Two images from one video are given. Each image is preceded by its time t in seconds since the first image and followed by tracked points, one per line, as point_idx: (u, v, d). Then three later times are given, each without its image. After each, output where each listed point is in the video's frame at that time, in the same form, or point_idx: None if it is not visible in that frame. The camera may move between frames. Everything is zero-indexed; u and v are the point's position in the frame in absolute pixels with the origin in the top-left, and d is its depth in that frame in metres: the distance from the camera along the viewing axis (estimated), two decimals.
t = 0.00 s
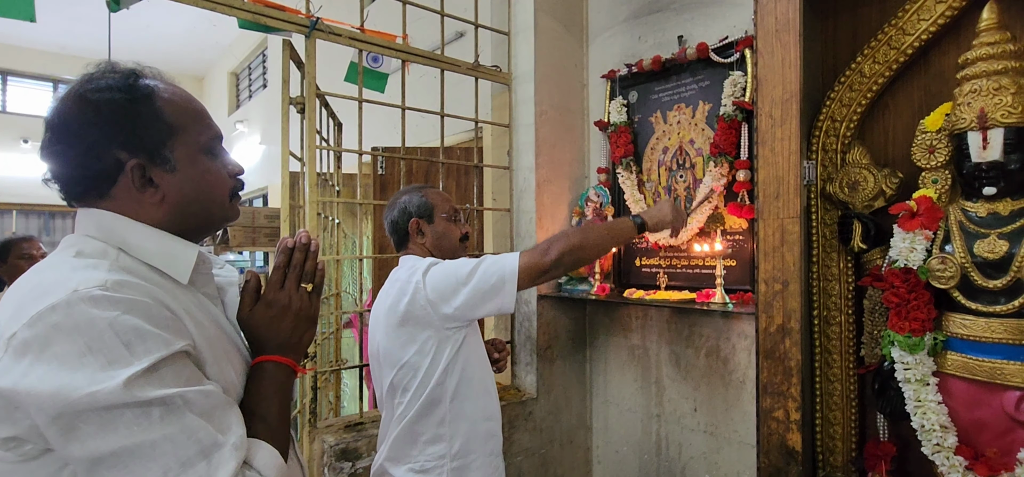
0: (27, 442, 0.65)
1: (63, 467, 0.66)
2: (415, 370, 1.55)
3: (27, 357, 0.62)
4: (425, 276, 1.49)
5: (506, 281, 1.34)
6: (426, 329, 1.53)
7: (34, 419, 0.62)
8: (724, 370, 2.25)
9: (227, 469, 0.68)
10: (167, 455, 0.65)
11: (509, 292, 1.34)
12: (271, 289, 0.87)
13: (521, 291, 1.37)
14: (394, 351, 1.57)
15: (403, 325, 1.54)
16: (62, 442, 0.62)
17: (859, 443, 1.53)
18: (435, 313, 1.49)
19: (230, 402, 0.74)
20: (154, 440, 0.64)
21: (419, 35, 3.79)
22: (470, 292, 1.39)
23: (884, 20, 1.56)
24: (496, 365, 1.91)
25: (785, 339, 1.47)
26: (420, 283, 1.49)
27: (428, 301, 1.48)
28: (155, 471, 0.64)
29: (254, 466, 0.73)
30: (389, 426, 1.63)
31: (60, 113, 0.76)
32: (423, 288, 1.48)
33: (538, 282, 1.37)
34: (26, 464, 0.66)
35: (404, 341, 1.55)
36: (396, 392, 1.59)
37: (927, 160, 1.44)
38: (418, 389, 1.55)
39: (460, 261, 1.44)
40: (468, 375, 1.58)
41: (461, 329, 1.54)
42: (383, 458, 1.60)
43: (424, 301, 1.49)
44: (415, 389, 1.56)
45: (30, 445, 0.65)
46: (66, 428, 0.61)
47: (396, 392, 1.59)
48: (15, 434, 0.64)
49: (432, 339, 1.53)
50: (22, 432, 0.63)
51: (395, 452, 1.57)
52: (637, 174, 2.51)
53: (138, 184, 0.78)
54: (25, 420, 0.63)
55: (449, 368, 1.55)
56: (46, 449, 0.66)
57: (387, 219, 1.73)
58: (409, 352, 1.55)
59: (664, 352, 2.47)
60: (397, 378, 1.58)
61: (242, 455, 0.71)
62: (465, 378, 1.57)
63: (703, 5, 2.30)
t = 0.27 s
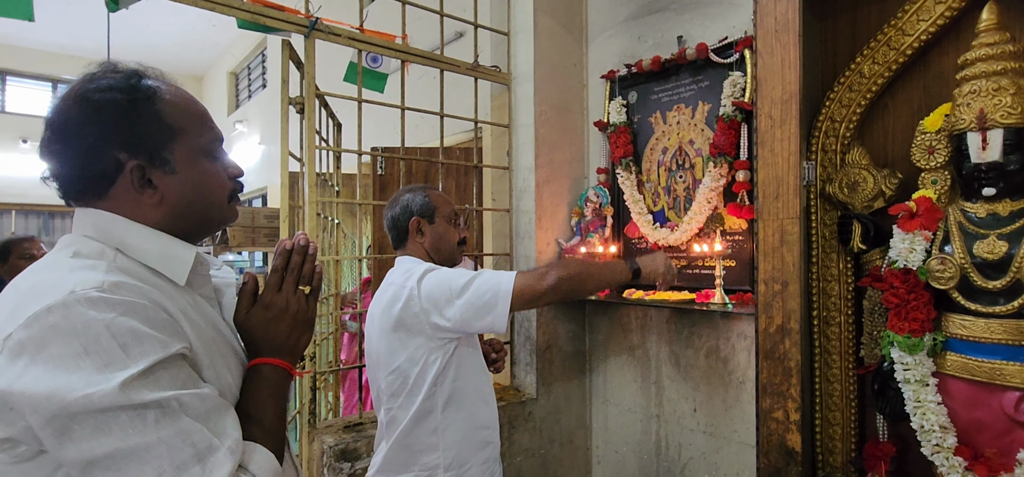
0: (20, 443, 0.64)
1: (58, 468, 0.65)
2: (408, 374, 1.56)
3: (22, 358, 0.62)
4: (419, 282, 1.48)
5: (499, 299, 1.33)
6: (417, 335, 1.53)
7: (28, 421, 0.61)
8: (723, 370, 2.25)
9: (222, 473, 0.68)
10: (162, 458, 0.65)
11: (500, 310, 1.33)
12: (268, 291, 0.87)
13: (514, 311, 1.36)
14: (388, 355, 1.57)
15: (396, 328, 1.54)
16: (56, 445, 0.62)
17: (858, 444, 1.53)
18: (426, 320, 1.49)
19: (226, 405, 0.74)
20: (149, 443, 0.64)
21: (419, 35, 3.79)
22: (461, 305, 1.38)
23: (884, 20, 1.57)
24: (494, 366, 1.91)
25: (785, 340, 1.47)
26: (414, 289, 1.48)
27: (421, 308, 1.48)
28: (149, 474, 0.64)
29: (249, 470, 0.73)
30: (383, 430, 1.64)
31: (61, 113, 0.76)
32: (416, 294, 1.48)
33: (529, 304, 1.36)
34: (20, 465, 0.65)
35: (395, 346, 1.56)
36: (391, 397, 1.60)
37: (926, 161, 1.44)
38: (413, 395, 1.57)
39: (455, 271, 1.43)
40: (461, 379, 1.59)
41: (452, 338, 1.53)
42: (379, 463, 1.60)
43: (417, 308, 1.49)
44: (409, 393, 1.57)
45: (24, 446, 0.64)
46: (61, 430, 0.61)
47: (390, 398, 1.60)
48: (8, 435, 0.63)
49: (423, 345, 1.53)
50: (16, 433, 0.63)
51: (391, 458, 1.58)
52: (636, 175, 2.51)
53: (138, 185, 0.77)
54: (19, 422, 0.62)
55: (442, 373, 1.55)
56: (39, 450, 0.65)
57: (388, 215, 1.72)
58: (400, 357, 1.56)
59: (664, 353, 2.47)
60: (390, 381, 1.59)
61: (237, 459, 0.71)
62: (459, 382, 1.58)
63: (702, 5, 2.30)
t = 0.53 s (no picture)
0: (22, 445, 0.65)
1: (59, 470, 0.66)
2: (405, 376, 1.56)
3: (26, 359, 0.62)
4: (419, 285, 1.49)
5: (497, 310, 1.36)
6: (416, 338, 1.54)
7: (30, 423, 0.62)
8: (723, 370, 2.25)
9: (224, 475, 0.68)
10: (164, 460, 0.65)
11: (500, 320, 1.36)
12: (268, 293, 0.88)
13: (512, 324, 1.39)
14: (386, 357, 1.58)
15: (394, 329, 1.55)
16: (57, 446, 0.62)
17: (858, 443, 1.54)
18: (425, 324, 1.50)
19: (228, 408, 0.74)
20: (152, 445, 0.65)
21: (419, 36, 3.80)
22: (462, 312, 1.40)
23: (883, 21, 1.57)
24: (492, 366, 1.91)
25: (784, 339, 1.48)
26: (413, 292, 1.49)
27: (419, 310, 1.49)
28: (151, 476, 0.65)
29: (251, 472, 0.74)
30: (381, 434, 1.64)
31: (67, 111, 0.76)
32: (415, 297, 1.48)
33: (524, 319, 1.40)
34: (20, 468, 0.65)
35: (394, 348, 1.56)
36: (388, 401, 1.60)
37: (925, 162, 1.45)
38: (410, 399, 1.57)
39: (455, 277, 1.44)
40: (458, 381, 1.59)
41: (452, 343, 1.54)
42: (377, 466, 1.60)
43: (416, 312, 1.49)
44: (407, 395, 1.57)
45: (25, 449, 0.65)
46: (63, 432, 0.62)
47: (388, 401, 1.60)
48: (10, 437, 0.63)
49: (422, 349, 1.54)
50: (19, 435, 0.63)
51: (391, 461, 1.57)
52: (636, 175, 2.51)
53: (140, 186, 0.78)
54: (21, 423, 0.63)
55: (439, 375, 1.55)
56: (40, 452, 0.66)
57: (388, 215, 1.72)
58: (399, 361, 1.56)
59: (664, 353, 2.47)
60: (388, 383, 1.59)
61: (239, 462, 0.71)
62: (457, 385, 1.58)
63: (702, 6, 2.30)
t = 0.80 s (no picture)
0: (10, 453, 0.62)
1: None
2: (404, 377, 1.56)
3: (14, 366, 0.62)
4: (419, 286, 1.48)
5: (498, 314, 1.36)
6: (416, 339, 1.53)
7: (19, 432, 0.61)
8: (723, 369, 2.25)
9: None
10: (157, 469, 0.65)
11: (501, 324, 1.36)
12: (264, 295, 0.88)
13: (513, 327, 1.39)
14: (386, 357, 1.57)
15: (393, 329, 1.55)
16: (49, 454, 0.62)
17: (859, 442, 1.54)
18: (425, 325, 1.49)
19: (221, 415, 0.75)
20: (146, 453, 0.65)
21: (419, 35, 3.80)
22: (462, 315, 1.40)
23: (884, 21, 1.57)
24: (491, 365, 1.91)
25: (785, 339, 1.48)
26: (414, 293, 1.48)
27: (419, 312, 1.48)
28: None
29: None
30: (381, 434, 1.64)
31: (72, 108, 0.76)
32: (416, 298, 1.47)
33: (526, 322, 1.41)
34: None
35: (393, 348, 1.56)
36: (388, 401, 1.59)
37: (926, 160, 1.45)
38: (410, 400, 1.56)
39: (456, 279, 1.44)
40: (458, 382, 1.58)
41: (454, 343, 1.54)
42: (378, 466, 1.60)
43: (416, 313, 1.48)
44: (406, 395, 1.56)
45: (13, 457, 0.62)
46: (54, 440, 0.61)
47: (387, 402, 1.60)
48: None
49: (421, 349, 1.53)
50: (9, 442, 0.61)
51: (391, 461, 1.57)
52: (636, 175, 2.51)
53: (138, 188, 0.78)
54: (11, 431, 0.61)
55: (437, 374, 1.54)
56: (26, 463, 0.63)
57: (388, 213, 1.71)
58: (399, 361, 1.56)
59: (664, 352, 2.47)
60: (387, 382, 1.59)
61: (233, 470, 0.72)
62: (455, 385, 1.58)
63: (702, 5, 2.30)
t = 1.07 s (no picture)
0: None
1: None
2: (409, 376, 1.55)
3: None
4: (425, 281, 1.50)
5: (510, 304, 1.41)
6: (421, 335, 1.54)
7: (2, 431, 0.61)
8: (724, 368, 2.25)
9: None
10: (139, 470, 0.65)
11: (512, 314, 1.41)
12: (263, 294, 0.87)
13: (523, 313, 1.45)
14: (389, 355, 1.57)
15: (398, 326, 1.54)
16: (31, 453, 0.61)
17: (859, 441, 1.53)
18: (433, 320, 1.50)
19: (210, 415, 0.74)
20: (125, 455, 0.64)
21: (419, 34, 3.79)
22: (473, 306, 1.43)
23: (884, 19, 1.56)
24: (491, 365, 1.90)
25: (786, 338, 1.48)
26: (420, 288, 1.50)
27: (427, 307, 1.50)
28: None
29: None
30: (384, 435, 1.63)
31: (77, 102, 0.77)
32: (422, 293, 1.49)
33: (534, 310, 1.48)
34: None
35: (398, 346, 1.55)
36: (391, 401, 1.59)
37: (927, 159, 1.45)
38: (414, 398, 1.56)
39: (462, 274, 1.48)
40: (461, 381, 1.58)
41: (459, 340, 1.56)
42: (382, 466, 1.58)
43: (423, 307, 1.50)
44: (408, 394, 1.56)
45: None
46: (35, 440, 0.61)
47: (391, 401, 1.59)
48: None
49: (426, 345, 1.54)
50: None
51: (395, 460, 1.56)
52: (636, 174, 2.51)
53: (125, 188, 0.77)
54: None
55: (442, 371, 1.55)
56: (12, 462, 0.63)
57: (386, 214, 1.71)
58: (404, 359, 1.55)
59: (665, 351, 2.47)
60: (390, 382, 1.58)
61: (217, 470, 0.71)
62: (459, 384, 1.58)
63: (702, 4, 2.30)
